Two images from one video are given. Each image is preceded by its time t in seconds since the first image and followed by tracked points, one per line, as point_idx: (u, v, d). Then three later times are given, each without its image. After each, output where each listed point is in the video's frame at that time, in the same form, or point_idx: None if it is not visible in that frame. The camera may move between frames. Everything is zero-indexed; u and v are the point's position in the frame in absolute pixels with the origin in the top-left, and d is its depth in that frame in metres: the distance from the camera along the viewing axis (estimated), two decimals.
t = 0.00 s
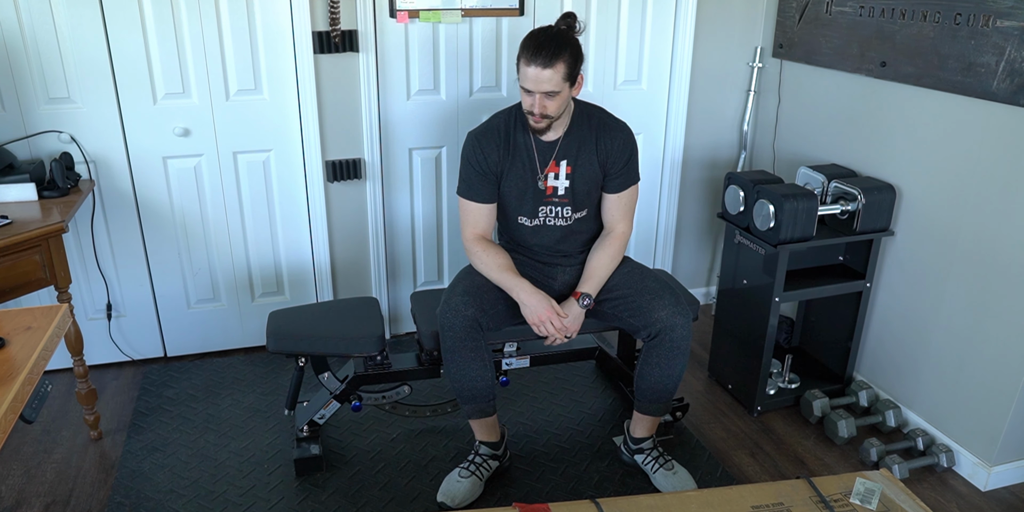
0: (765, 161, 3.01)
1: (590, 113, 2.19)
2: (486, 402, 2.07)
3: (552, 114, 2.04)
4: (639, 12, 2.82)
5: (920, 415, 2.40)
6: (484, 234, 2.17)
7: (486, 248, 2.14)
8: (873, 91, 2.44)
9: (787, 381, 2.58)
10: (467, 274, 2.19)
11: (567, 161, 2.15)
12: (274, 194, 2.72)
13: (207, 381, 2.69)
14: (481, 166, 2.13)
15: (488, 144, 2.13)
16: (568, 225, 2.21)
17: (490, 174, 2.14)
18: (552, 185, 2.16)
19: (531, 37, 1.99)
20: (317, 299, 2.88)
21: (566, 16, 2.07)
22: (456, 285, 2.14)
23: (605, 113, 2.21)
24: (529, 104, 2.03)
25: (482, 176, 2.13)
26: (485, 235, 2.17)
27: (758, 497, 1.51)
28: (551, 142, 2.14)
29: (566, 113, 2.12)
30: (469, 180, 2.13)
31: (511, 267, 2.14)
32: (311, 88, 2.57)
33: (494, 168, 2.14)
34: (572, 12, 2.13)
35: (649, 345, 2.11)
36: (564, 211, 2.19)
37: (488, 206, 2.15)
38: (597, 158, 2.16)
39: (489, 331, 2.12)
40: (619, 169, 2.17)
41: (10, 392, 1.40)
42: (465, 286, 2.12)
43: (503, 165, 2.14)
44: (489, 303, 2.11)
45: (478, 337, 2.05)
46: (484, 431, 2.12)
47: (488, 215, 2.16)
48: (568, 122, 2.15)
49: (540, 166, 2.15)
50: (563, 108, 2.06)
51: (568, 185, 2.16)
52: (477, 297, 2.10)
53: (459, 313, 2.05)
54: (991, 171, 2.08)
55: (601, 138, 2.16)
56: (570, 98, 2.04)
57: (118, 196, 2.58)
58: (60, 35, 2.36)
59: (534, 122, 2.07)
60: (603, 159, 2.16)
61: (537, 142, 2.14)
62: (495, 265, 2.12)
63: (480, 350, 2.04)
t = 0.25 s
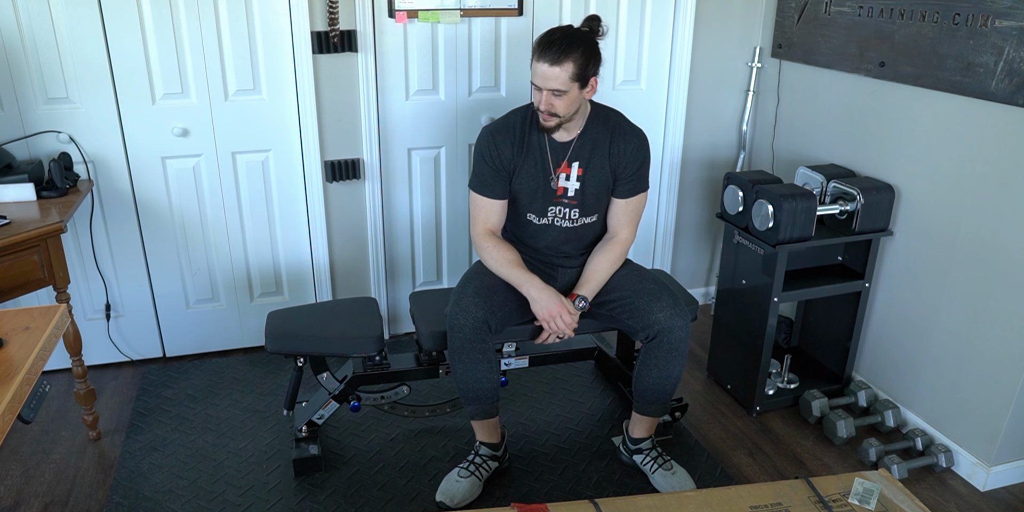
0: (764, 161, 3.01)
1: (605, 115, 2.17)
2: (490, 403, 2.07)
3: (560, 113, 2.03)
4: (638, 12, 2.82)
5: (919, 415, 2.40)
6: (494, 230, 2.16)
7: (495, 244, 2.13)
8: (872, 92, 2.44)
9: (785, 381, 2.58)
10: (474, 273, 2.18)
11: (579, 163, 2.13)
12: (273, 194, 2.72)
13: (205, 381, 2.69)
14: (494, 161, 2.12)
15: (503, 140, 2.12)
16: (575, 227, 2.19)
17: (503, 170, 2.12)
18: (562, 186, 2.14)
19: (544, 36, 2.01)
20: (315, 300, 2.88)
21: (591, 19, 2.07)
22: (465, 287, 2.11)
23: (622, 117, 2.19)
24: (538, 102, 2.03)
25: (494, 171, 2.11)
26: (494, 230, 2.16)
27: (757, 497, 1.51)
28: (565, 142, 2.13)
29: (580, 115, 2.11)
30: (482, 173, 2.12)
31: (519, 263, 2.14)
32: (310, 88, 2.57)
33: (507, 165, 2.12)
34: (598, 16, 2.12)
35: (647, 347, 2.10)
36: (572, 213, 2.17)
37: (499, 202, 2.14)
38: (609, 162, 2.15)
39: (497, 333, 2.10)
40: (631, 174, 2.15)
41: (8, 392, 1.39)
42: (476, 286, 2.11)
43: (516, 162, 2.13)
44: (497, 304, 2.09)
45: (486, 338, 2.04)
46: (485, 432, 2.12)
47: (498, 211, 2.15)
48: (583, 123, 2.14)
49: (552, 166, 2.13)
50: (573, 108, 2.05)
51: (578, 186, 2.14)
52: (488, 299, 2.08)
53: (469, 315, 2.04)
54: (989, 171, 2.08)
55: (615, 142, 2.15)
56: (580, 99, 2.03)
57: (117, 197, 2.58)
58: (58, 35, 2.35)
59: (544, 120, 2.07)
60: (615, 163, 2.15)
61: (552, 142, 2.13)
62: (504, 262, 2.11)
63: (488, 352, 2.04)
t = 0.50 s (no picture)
0: (765, 161, 3.01)
1: (619, 116, 2.17)
2: (497, 405, 2.07)
3: (569, 112, 2.04)
4: (639, 12, 2.82)
5: (919, 415, 2.40)
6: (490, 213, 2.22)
7: (492, 231, 2.18)
8: (873, 92, 2.44)
9: (786, 381, 2.58)
10: (486, 274, 2.19)
11: (590, 162, 2.13)
12: (274, 194, 2.72)
13: (206, 381, 2.69)
14: (501, 151, 2.17)
15: (515, 132, 2.16)
16: (581, 226, 2.18)
17: (511, 160, 2.16)
18: (570, 184, 2.14)
19: (559, 35, 2.02)
20: (316, 299, 2.88)
21: (612, 21, 2.06)
22: (481, 290, 2.10)
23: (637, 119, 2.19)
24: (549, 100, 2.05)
25: (499, 163, 2.17)
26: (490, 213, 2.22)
27: (758, 497, 1.51)
28: (577, 140, 2.14)
29: (592, 115, 2.10)
30: (488, 164, 2.18)
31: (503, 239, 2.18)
32: (310, 87, 2.57)
33: (515, 157, 2.16)
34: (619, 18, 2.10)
35: (647, 348, 2.10)
36: (578, 213, 2.16)
37: (502, 192, 2.20)
38: (620, 164, 2.13)
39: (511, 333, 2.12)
40: (642, 178, 2.13)
41: (9, 392, 1.39)
42: (491, 290, 2.11)
43: (524, 154, 2.16)
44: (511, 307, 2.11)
45: (499, 342, 2.04)
46: (487, 432, 2.12)
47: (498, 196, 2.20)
48: (596, 124, 2.13)
49: (562, 163, 2.14)
50: (583, 108, 2.04)
51: (587, 186, 2.14)
52: (502, 303, 2.08)
53: (484, 320, 2.02)
54: (990, 171, 2.08)
55: (627, 145, 2.14)
56: (591, 99, 2.03)
57: (117, 196, 2.58)
58: (59, 35, 2.36)
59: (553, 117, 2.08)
60: (625, 165, 2.13)
61: (564, 139, 2.14)
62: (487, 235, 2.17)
63: (500, 355, 2.04)
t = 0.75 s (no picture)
0: (766, 161, 3.01)
1: (628, 118, 2.14)
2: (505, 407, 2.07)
3: (578, 120, 2.02)
4: (640, 12, 2.82)
5: (921, 415, 2.40)
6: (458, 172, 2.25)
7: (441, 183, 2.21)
8: (874, 92, 2.44)
9: (787, 381, 2.58)
10: (494, 272, 2.15)
11: (596, 164, 2.12)
12: (275, 194, 2.72)
13: (207, 381, 2.69)
14: (501, 134, 2.19)
15: (521, 122, 2.17)
16: (585, 226, 2.18)
17: (508, 145, 2.19)
18: (575, 184, 2.13)
19: (570, 41, 1.99)
20: (317, 299, 2.88)
21: (625, 28, 2.02)
22: (497, 290, 2.05)
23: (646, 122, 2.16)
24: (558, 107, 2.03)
25: (499, 147, 2.19)
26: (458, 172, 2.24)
27: (760, 496, 1.51)
28: (584, 141, 2.12)
29: (603, 121, 2.08)
30: (485, 141, 2.21)
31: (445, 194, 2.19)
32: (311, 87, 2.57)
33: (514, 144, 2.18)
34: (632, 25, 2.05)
35: (649, 348, 2.11)
36: (582, 213, 2.16)
37: (481, 165, 2.23)
38: (626, 167, 2.12)
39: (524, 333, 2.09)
40: (648, 181, 2.12)
41: (11, 392, 1.39)
42: (511, 290, 2.06)
43: (524, 145, 2.17)
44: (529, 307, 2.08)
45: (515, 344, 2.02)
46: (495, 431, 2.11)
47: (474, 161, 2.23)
48: (605, 128, 2.11)
49: (568, 162, 2.13)
50: (592, 116, 2.03)
51: (592, 187, 2.13)
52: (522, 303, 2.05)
53: (505, 322, 2.00)
54: (991, 171, 2.08)
55: (635, 148, 2.11)
56: (601, 108, 2.01)
57: (118, 196, 2.58)
58: (60, 35, 2.35)
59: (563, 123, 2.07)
60: (631, 168, 2.12)
61: (571, 139, 2.13)
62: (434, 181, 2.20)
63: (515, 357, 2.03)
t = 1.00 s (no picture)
0: (767, 161, 3.01)
1: (629, 120, 2.14)
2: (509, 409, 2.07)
3: (582, 123, 2.03)
4: (641, 12, 2.82)
5: (922, 415, 2.40)
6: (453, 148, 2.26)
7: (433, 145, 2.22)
8: (876, 92, 2.44)
9: (789, 381, 2.57)
10: (500, 273, 2.14)
11: (597, 166, 2.11)
12: (277, 194, 2.72)
13: (208, 381, 2.69)
14: (502, 128, 2.19)
15: (524, 118, 2.17)
16: (584, 226, 2.18)
17: (509, 139, 2.19)
18: (575, 185, 2.13)
19: (575, 45, 1.97)
20: (318, 299, 2.88)
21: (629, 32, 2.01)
22: (505, 291, 2.05)
23: (647, 124, 2.15)
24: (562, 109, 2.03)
25: (499, 137, 2.19)
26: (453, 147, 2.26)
27: (761, 497, 1.51)
28: (586, 143, 2.12)
29: (606, 123, 2.08)
30: (487, 133, 2.21)
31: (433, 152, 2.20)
32: (313, 87, 2.57)
33: (515, 139, 2.18)
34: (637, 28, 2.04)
35: (651, 348, 2.11)
36: (582, 214, 2.16)
37: (481, 154, 2.24)
38: (626, 169, 2.12)
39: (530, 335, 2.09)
40: (649, 183, 2.12)
41: (13, 393, 1.39)
42: (518, 290, 2.06)
43: (524, 142, 2.17)
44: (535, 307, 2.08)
45: (521, 347, 2.02)
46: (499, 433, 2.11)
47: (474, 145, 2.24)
48: (608, 130, 2.11)
49: (569, 162, 2.13)
50: (596, 119, 2.03)
51: (592, 189, 2.13)
52: (529, 303, 2.05)
53: (512, 324, 2.00)
54: (993, 171, 2.08)
55: (636, 151, 2.11)
56: (605, 111, 2.01)
57: (120, 197, 2.58)
58: (62, 35, 2.36)
59: (566, 125, 2.07)
60: (632, 170, 2.12)
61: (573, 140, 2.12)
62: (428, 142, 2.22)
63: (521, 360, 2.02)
